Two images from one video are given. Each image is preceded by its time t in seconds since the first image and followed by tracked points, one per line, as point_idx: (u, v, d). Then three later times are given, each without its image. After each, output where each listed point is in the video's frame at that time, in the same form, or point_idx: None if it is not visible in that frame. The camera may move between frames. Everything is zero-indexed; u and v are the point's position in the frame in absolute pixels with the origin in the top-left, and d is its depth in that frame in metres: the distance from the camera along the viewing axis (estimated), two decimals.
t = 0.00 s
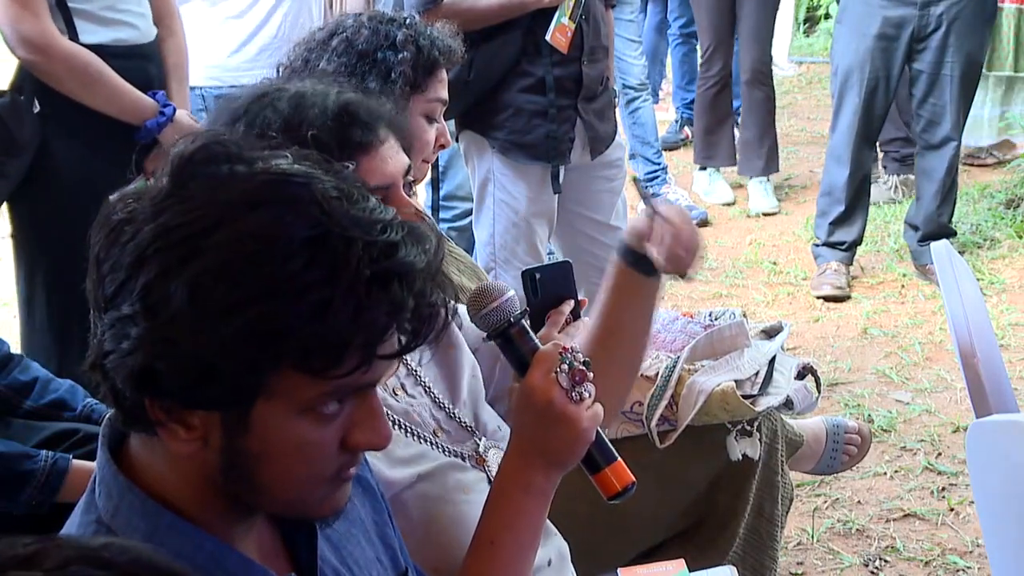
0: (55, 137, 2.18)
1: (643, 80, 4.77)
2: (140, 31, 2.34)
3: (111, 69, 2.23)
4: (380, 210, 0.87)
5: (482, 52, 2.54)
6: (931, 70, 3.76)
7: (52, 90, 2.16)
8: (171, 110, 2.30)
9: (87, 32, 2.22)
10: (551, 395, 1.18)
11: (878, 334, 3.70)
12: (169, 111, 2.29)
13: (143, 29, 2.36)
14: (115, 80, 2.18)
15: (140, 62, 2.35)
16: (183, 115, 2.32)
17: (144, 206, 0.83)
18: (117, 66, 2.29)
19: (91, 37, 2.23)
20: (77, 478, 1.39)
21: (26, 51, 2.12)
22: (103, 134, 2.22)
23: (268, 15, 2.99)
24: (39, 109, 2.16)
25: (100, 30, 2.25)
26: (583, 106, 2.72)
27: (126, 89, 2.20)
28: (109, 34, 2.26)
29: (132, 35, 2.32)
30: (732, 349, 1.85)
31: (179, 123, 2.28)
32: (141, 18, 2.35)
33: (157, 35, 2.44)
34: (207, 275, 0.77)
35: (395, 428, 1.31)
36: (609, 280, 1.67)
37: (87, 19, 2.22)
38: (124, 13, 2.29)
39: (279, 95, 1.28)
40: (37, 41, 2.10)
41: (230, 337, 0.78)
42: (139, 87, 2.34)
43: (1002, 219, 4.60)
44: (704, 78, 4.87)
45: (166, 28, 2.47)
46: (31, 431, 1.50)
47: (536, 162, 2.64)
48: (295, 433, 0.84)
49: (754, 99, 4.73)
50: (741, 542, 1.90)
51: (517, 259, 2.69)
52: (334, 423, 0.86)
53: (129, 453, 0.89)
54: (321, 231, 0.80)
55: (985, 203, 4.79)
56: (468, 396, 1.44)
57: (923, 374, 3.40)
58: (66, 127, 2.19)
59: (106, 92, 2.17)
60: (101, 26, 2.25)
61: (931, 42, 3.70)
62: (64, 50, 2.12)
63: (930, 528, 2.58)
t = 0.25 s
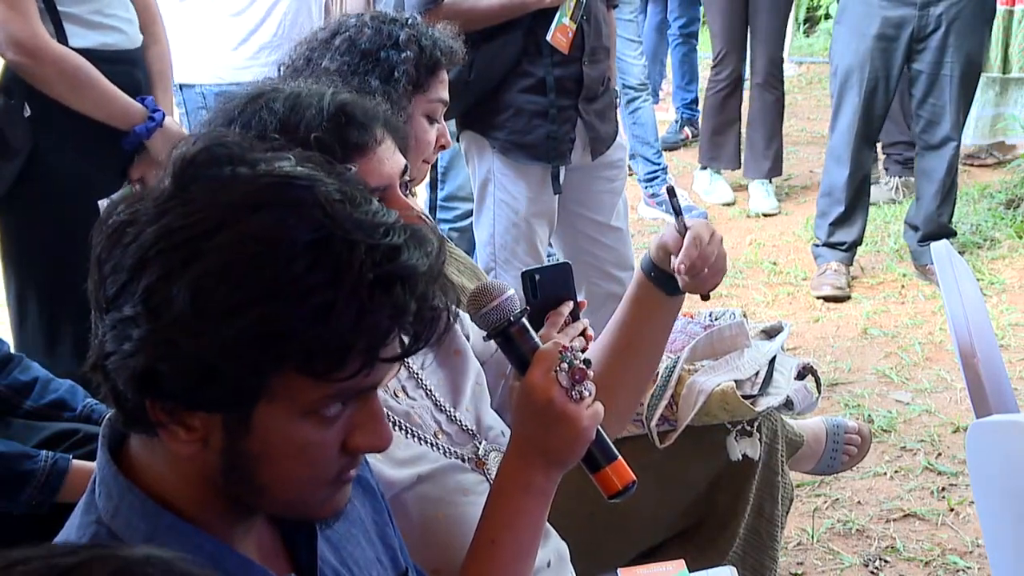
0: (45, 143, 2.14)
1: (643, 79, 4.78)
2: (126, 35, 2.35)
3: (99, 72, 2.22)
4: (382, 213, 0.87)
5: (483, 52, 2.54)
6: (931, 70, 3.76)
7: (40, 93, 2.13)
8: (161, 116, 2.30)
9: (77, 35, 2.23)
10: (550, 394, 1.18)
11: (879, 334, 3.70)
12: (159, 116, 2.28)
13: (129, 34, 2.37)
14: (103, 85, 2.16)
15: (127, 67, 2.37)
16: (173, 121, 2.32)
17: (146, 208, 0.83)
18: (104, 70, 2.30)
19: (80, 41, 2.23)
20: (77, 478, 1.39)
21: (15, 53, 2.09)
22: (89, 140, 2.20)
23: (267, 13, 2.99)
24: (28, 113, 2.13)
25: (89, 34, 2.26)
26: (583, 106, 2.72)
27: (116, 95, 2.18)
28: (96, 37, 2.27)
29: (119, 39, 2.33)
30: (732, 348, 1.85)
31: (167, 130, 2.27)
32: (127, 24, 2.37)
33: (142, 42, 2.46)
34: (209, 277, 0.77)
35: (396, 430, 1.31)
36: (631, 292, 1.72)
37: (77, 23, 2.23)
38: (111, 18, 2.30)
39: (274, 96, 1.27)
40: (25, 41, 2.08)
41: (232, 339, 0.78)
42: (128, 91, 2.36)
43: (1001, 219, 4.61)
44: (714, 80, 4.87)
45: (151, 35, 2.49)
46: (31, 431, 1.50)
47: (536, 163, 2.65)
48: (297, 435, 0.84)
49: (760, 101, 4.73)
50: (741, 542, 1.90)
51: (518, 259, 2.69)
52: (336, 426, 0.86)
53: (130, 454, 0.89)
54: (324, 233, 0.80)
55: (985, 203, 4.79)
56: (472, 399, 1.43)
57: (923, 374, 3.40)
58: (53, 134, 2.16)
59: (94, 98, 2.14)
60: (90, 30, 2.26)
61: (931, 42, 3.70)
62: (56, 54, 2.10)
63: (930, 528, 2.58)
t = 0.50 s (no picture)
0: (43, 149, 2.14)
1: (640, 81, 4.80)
2: (123, 37, 2.35)
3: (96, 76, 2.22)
4: (383, 214, 0.87)
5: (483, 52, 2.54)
6: (931, 70, 3.76)
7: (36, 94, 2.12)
8: (155, 118, 2.31)
9: (71, 36, 2.22)
10: (544, 392, 1.18)
11: (879, 334, 3.70)
12: (153, 119, 2.29)
13: (126, 37, 2.37)
14: (97, 86, 2.16)
15: (122, 70, 2.37)
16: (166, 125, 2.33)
17: (147, 209, 0.83)
18: (102, 72, 2.30)
19: (74, 42, 2.23)
20: (77, 478, 1.39)
21: (9, 54, 2.07)
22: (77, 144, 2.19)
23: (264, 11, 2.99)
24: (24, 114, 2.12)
25: (85, 35, 2.26)
26: (584, 106, 2.72)
27: (110, 96, 2.19)
28: (93, 39, 2.27)
29: (115, 40, 2.33)
30: (732, 349, 1.85)
31: (161, 133, 2.29)
32: (124, 25, 2.37)
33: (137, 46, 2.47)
34: (211, 277, 0.77)
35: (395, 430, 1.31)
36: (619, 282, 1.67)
37: (72, 24, 2.23)
38: (109, 19, 2.31)
39: (282, 95, 1.27)
40: (22, 42, 2.07)
41: (234, 340, 0.78)
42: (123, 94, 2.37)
43: (1001, 219, 4.61)
44: (716, 82, 4.88)
45: (144, 41, 2.50)
46: (31, 431, 1.50)
47: (536, 163, 2.65)
48: (298, 436, 0.84)
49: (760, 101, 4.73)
50: (741, 542, 1.91)
51: (518, 259, 2.69)
52: (336, 426, 0.86)
53: (129, 453, 0.89)
54: (326, 234, 0.80)
55: (985, 203, 4.79)
56: (468, 400, 1.44)
57: (923, 374, 3.40)
58: (50, 132, 2.15)
59: (89, 100, 2.15)
60: (86, 31, 2.26)
61: (931, 42, 3.70)
62: (52, 54, 2.10)
63: (930, 528, 2.58)
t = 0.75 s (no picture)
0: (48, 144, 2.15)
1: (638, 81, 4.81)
2: (130, 34, 2.35)
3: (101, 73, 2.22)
4: (382, 214, 0.87)
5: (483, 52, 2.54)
6: (931, 70, 3.76)
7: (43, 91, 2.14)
8: (161, 115, 2.30)
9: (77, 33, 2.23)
10: (549, 393, 1.19)
11: (879, 335, 3.70)
12: (160, 116, 2.28)
13: (134, 34, 2.37)
14: (102, 84, 2.17)
15: (130, 66, 2.37)
16: (174, 121, 2.31)
17: (145, 209, 0.83)
18: (109, 69, 2.30)
19: (80, 39, 2.23)
20: (76, 478, 1.39)
21: (17, 51, 2.10)
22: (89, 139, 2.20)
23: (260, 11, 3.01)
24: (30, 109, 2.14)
25: (92, 33, 2.26)
26: (584, 106, 2.72)
27: (116, 94, 2.19)
28: (99, 36, 2.27)
29: (122, 37, 2.33)
30: (732, 349, 1.85)
31: (168, 129, 2.27)
32: (132, 23, 2.37)
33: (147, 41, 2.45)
34: (210, 278, 0.77)
35: (395, 430, 1.31)
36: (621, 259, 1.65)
37: (79, 21, 2.23)
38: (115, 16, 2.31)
39: (282, 95, 1.27)
40: (28, 41, 2.09)
41: (233, 340, 0.78)
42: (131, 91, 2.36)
43: (1002, 219, 4.61)
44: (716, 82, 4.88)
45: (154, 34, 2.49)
46: (31, 431, 1.50)
47: (536, 163, 2.65)
48: (297, 436, 0.84)
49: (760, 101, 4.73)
50: (741, 543, 1.91)
51: (518, 259, 2.69)
52: (336, 426, 0.86)
53: (129, 454, 0.89)
54: (324, 235, 0.80)
55: (985, 203, 4.79)
56: (468, 399, 1.44)
57: (923, 374, 3.40)
58: (59, 129, 2.17)
59: (95, 96, 2.16)
60: (94, 28, 2.26)
61: (930, 42, 3.70)
62: (56, 51, 2.11)
63: (930, 528, 2.58)
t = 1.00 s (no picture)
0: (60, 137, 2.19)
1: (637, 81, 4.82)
2: (146, 29, 2.37)
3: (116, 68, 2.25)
4: (380, 214, 0.87)
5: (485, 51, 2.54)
6: (931, 70, 3.76)
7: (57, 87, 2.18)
8: (174, 110, 2.33)
9: (93, 29, 2.25)
10: (549, 393, 1.18)
11: (879, 335, 3.70)
12: (172, 111, 2.31)
13: (150, 29, 2.39)
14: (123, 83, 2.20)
15: (149, 62, 2.39)
16: (187, 115, 2.34)
17: (144, 209, 0.83)
18: (125, 64, 2.32)
19: (96, 35, 2.26)
20: (76, 477, 1.40)
21: (32, 48, 2.13)
22: (106, 134, 2.24)
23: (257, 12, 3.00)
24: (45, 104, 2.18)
25: (107, 28, 2.28)
26: (585, 106, 2.72)
27: (131, 90, 2.22)
28: (114, 32, 2.29)
29: (138, 32, 2.35)
30: (733, 350, 1.85)
31: (181, 123, 2.30)
32: (148, 18, 2.39)
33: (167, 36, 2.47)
34: (208, 278, 0.77)
35: (394, 431, 1.31)
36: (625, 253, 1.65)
37: (95, 16, 2.26)
38: (131, 11, 2.32)
39: (287, 96, 1.26)
40: (42, 39, 2.12)
41: (232, 341, 0.78)
42: (144, 86, 2.37)
43: (1001, 219, 4.61)
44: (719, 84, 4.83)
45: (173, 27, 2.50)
46: (31, 431, 1.50)
47: (537, 163, 2.64)
48: (297, 436, 0.84)
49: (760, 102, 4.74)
50: (742, 542, 1.91)
51: (518, 259, 2.69)
52: (335, 426, 0.86)
53: (128, 454, 0.89)
54: (323, 235, 0.80)
55: (985, 203, 4.79)
56: (467, 400, 1.44)
57: (923, 374, 3.40)
58: (74, 126, 2.21)
59: (113, 94, 2.19)
60: (109, 23, 2.29)
61: (931, 42, 3.70)
62: (71, 48, 2.15)
63: (930, 528, 2.58)
